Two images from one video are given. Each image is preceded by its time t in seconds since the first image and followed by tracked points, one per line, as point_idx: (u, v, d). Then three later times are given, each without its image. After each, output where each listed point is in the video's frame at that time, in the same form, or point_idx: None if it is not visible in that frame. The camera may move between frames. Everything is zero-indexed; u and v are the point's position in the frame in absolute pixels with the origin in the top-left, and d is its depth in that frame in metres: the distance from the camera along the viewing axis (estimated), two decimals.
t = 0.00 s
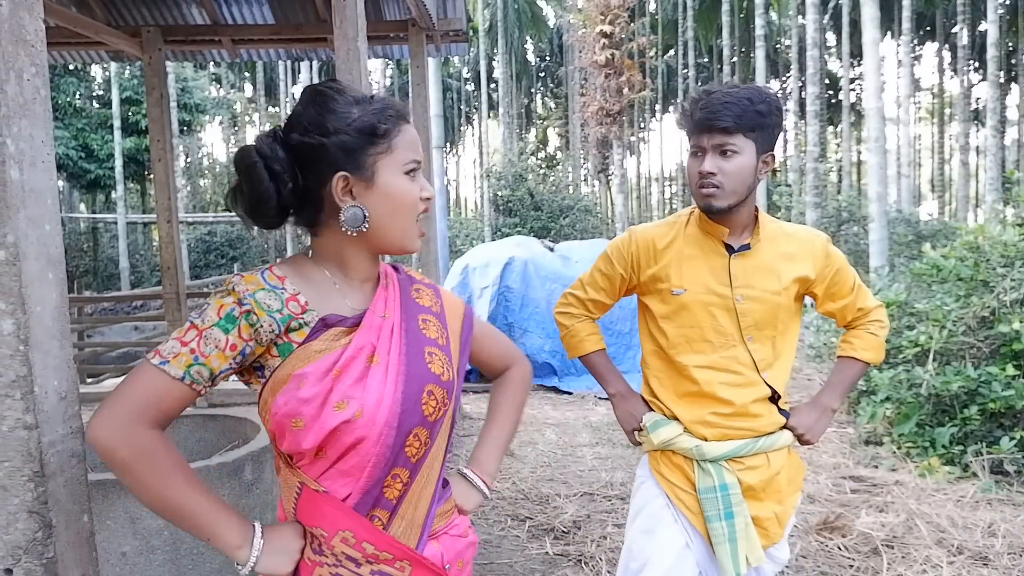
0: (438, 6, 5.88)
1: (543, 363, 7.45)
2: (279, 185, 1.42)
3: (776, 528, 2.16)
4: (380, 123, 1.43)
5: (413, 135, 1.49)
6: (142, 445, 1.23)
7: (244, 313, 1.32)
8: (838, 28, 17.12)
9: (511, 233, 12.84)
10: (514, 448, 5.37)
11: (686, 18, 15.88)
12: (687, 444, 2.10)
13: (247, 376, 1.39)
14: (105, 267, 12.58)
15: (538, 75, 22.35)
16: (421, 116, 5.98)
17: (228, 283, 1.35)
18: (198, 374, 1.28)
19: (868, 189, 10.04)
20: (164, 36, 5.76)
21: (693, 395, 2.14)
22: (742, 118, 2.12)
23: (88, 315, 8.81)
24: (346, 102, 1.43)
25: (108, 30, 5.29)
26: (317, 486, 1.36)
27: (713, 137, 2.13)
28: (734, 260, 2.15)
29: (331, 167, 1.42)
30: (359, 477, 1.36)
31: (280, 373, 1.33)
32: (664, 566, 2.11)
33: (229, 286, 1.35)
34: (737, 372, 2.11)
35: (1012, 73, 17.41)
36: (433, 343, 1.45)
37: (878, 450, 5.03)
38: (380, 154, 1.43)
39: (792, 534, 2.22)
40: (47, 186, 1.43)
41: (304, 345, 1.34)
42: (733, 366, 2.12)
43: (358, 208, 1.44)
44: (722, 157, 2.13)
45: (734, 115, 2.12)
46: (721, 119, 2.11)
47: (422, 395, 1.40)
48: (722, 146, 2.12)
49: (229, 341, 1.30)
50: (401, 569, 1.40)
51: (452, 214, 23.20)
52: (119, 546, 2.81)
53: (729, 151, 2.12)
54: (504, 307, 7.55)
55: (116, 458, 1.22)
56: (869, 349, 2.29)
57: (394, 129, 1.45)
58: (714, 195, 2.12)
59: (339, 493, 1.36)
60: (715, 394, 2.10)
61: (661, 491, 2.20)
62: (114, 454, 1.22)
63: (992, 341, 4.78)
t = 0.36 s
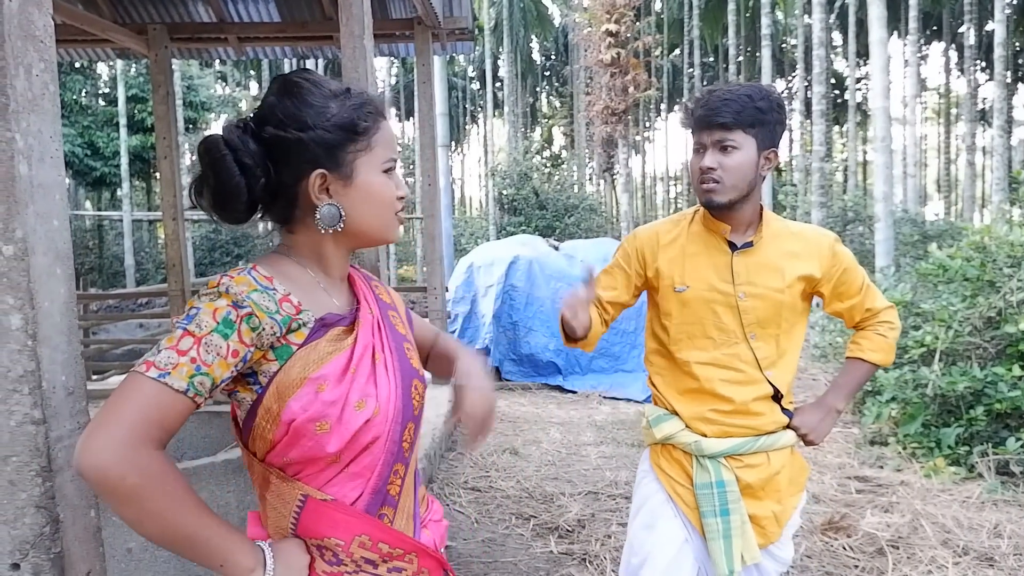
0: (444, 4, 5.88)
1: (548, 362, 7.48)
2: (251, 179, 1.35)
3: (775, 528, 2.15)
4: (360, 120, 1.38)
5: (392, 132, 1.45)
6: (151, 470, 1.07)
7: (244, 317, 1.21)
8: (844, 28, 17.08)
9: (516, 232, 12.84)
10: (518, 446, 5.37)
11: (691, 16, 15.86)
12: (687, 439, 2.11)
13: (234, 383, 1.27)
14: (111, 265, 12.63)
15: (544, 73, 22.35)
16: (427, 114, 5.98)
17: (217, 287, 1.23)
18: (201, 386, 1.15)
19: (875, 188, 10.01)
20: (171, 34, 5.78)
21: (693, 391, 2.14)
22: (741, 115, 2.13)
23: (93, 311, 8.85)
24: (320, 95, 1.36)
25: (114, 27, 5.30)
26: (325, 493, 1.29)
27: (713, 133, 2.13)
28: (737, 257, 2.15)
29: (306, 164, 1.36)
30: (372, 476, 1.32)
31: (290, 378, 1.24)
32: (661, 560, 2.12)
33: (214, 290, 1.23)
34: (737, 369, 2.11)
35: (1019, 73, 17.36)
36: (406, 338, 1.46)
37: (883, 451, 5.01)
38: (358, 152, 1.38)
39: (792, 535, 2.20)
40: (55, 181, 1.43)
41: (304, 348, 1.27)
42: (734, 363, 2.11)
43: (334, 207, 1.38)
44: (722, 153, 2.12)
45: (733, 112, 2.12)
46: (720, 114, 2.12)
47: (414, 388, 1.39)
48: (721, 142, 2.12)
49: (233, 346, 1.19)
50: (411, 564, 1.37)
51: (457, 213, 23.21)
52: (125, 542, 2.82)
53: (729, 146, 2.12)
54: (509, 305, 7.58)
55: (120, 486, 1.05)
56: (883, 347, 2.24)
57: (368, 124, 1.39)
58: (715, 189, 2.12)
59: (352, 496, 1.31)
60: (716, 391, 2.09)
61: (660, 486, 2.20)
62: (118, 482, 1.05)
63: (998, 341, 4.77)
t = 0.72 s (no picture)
0: (448, 4, 5.89)
1: (550, 361, 7.45)
2: (236, 171, 1.30)
3: (777, 527, 2.15)
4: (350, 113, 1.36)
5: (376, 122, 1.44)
6: (173, 487, 1.04)
7: (256, 324, 1.17)
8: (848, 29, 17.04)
9: (518, 231, 12.83)
10: (519, 446, 5.37)
11: (695, 17, 15.84)
12: (689, 437, 2.11)
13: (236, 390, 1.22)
14: (113, 262, 12.65)
15: (547, 73, 22.34)
16: (430, 113, 5.99)
17: (225, 292, 1.17)
18: (215, 398, 1.10)
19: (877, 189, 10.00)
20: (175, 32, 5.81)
21: (696, 388, 2.14)
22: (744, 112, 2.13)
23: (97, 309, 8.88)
24: (308, 86, 1.33)
25: (119, 25, 5.31)
26: (331, 499, 1.28)
27: (717, 131, 2.14)
28: (742, 255, 2.15)
29: (294, 156, 1.32)
30: (375, 479, 1.31)
31: (302, 383, 1.22)
32: (663, 557, 2.12)
33: (220, 295, 1.17)
34: (741, 366, 2.11)
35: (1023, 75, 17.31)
36: (395, 338, 1.46)
37: (885, 452, 5.00)
38: (347, 142, 1.36)
39: (795, 535, 2.20)
40: (66, 178, 1.44)
41: (312, 353, 1.24)
42: (738, 361, 2.11)
43: (323, 198, 1.35)
44: (727, 150, 2.13)
45: (737, 109, 2.13)
46: (724, 112, 2.13)
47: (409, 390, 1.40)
48: (726, 138, 2.13)
49: (245, 354, 1.15)
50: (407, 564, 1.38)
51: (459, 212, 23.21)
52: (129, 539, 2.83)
53: (734, 143, 2.12)
54: (510, 305, 7.59)
55: (141, 505, 1.01)
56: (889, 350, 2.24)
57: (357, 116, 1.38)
58: (721, 185, 2.13)
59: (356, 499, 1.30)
60: (719, 388, 2.09)
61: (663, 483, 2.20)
62: (138, 500, 1.01)
63: (1001, 344, 4.76)
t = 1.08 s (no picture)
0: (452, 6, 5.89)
1: (556, 362, 7.45)
2: (216, 168, 1.33)
3: (789, 524, 2.16)
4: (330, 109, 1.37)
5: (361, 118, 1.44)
6: (135, 489, 1.05)
7: (227, 322, 1.19)
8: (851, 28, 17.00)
9: (523, 233, 12.83)
10: (527, 447, 5.37)
11: (698, 17, 15.81)
12: (701, 435, 2.11)
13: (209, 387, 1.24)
14: (119, 266, 12.69)
15: (550, 75, 22.33)
16: (435, 115, 5.99)
17: (196, 289, 1.18)
18: (183, 397, 1.12)
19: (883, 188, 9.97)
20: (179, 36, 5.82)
21: (707, 386, 2.14)
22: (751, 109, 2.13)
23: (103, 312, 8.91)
24: (288, 83, 1.34)
25: (124, 29, 5.33)
26: (308, 502, 1.28)
27: (725, 128, 2.14)
28: (751, 252, 2.15)
29: (272, 155, 1.34)
30: (354, 482, 1.31)
31: (275, 382, 1.23)
32: (677, 556, 2.10)
33: (195, 289, 1.19)
34: (750, 363, 2.11)
35: None
36: (384, 341, 1.46)
37: (892, 451, 4.99)
38: (329, 140, 1.37)
39: (806, 533, 2.21)
40: (77, 179, 1.46)
41: (286, 353, 1.25)
42: (748, 358, 2.11)
43: (302, 197, 1.37)
44: (734, 148, 2.13)
45: (743, 108, 2.13)
46: (732, 110, 2.13)
47: (395, 391, 1.40)
48: (734, 136, 2.13)
49: (216, 353, 1.16)
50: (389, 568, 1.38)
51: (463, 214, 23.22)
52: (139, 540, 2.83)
53: (741, 141, 2.12)
54: (516, 306, 7.58)
55: (101, 505, 1.03)
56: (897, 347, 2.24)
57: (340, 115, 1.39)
58: (728, 183, 2.13)
59: (336, 504, 1.30)
60: (729, 385, 2.10)
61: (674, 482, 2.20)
62: (99, 500, 1.03)
63: (1009, 341, 4.75)
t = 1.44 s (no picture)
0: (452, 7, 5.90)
1: (559, 363, 7.45)
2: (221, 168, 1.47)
3: (798, 522, 2.16)
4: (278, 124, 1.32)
5: (333, 133, 1.35)
6: (105, 432, 1.11)
7: (212, 296, 1.26)
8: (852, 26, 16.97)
9: (524, 234, 12.83)
10: (530, 447, 5.37)
11: (698, 17, 15.80)
12: (710, 434, 2.11)
13: (208, 371, 1.34)
14: (122, 271, 12.73)
15: (550, 76, 22.31)
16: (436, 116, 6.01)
17: (195, 265, 1.28)
18: (166, 360, 1.20)
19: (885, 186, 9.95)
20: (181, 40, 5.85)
21: (714, 386, 2.14)
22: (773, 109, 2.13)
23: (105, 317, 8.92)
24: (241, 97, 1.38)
25: (126, 34, 5.35)
26: (280, 492, 1.29)
27: (750, 126, 2.13)
28: (755, 250, 2.16)
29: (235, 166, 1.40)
30: (323, 478, 1.29)
31: (246, 368, 1.26)
32: (686, 556, 2.11)
33: (195, 268, 1.29)
34: (758, 362, 2.11)
35: None
36: (399, 333, 1.40)
37: (896, 450, 4.99)
38: (272, 159, 1.34)
39: (816, 530, 2.21)
40: (83, 182, 1.52)
41: (267, 336, 1.28)
42: (755, 357, 2.11)
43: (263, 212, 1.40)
44: (757, 147, 2.12)
45: (769, 106, 2.13)
46: (758, 109, 2.11)
47: (387, 387, 1.35)
48: (758, 135, 2.12)
49: (198, 328, 1.23)
50: None
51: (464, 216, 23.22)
52: (146, 541, 2.85)
53: (764, 141, 2.12)
54: (519, 307, 7.57)
55: (75, 447, 1.10)
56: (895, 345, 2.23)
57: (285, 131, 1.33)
58: (749, 182, 2.13)
59: (306, 498, 1.29)
60: (736, 384, 2.10)
61: (683, 482, 2.20)
62: (74, 445, 1.10)
63: (1012, 338, 4.76)
